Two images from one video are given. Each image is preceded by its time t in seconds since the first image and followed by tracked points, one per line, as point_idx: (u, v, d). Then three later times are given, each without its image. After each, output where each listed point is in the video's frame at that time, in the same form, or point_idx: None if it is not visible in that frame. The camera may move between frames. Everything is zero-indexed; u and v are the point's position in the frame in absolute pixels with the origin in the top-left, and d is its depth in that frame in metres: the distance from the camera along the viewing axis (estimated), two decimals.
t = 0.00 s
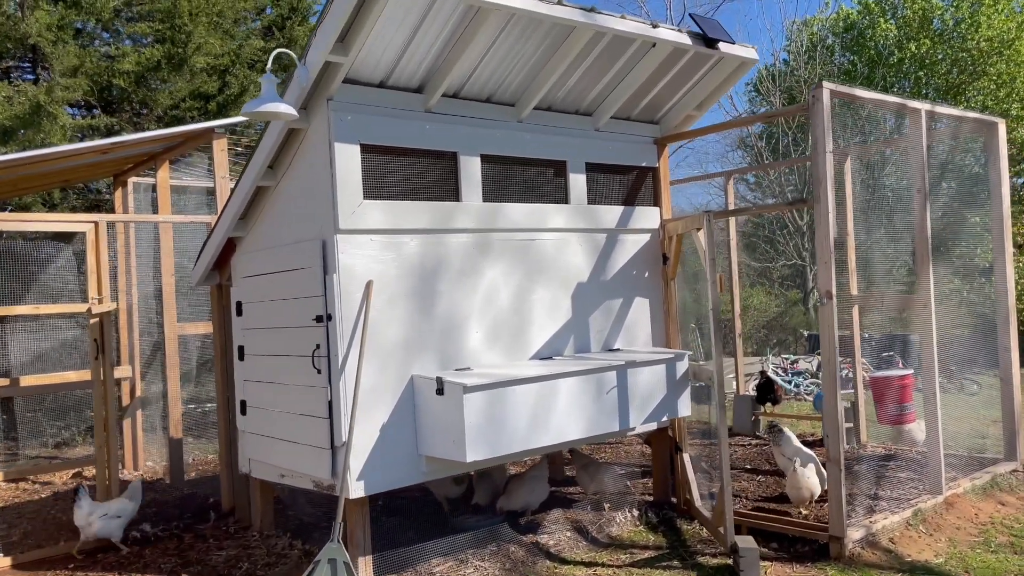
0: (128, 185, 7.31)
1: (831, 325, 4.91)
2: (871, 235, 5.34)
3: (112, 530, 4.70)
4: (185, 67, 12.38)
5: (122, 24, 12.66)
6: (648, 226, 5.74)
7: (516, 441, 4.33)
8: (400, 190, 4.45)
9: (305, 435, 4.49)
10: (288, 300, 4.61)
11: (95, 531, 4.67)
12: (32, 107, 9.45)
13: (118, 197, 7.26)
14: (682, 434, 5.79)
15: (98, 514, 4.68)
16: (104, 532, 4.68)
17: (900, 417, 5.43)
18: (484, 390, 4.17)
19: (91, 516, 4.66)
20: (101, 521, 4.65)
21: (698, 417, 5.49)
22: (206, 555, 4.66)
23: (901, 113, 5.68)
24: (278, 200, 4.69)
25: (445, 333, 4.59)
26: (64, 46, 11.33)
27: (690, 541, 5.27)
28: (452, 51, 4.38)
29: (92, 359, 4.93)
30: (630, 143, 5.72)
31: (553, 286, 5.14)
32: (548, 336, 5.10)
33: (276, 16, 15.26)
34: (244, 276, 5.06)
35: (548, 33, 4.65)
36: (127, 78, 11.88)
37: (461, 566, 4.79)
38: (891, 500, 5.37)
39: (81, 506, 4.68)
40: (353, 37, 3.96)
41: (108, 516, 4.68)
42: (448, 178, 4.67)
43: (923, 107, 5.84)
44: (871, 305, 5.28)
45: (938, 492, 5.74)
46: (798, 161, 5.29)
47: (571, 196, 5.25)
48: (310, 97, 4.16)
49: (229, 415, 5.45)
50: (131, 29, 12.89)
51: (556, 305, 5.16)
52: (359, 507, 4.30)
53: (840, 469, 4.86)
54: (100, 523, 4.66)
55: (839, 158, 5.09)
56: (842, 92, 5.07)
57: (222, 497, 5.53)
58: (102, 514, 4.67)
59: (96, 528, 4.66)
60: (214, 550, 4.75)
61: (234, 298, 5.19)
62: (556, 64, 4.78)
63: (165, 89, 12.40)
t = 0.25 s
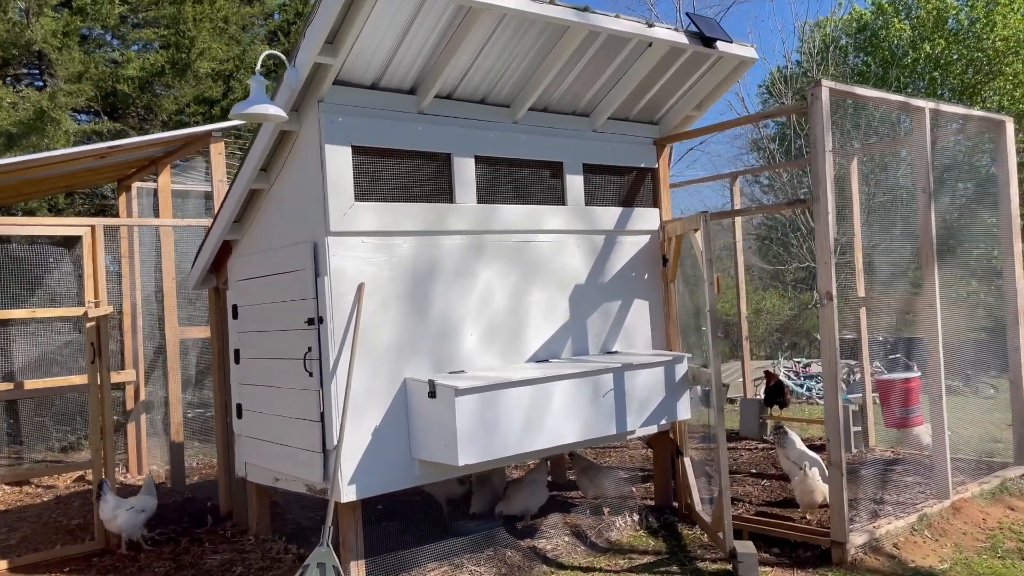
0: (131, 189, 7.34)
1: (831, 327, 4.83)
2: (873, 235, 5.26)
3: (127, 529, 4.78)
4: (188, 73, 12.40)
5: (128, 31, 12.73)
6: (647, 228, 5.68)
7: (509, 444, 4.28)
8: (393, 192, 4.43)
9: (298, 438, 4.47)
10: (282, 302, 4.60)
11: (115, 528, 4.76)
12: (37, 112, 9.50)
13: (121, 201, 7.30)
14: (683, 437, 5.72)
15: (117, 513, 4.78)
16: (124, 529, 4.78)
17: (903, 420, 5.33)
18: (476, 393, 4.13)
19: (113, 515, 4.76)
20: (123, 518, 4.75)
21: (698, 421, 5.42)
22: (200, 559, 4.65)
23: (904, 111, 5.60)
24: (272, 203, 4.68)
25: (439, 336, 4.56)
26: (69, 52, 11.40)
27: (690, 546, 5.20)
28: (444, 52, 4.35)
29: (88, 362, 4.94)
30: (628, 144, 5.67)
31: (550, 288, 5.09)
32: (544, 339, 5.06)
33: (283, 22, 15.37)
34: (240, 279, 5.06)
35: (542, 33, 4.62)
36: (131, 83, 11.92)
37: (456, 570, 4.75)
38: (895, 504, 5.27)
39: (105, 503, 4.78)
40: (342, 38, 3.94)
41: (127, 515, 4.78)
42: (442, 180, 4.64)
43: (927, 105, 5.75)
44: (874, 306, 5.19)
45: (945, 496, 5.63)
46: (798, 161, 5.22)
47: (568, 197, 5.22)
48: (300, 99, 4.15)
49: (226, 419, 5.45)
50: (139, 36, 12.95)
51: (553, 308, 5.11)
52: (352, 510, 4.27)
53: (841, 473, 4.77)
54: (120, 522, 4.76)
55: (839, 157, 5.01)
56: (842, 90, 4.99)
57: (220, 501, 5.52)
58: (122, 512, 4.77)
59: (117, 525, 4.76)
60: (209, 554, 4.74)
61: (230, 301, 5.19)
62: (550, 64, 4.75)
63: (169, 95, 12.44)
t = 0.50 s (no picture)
0: (143, 194, 7.42)
1: (837, 333, 4.77)
2: (881, 239, 5.19)
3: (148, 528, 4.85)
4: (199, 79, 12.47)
5: (141, 38, 12.84)
6: (652, 232, 5.65)
7: (509, 449, 4.27)
8: (394, 197, 4.44)
9: (300, 442, 4.48)
10: (284, 307, 4.62)
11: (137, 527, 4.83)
12: (49, 119, 9.61)
13: (133, 206, 7.38)
14: (689, 443, 5.68)
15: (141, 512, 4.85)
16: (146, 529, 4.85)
17: (912, 427, 5.30)
18: (475, 398, 4.12)
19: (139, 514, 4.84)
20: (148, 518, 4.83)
21: (702, 427, 5.37)
22: (203, 562, 4.67)
23: (912, 114, 5.53)
24: (275, 208, 4.71)
25: (440, 341, 4.56)
26: (82, 59, 11.50)
27: (695, 553, 5.15)
28: (444, 56, 4.36)
29: (94, 365, 4.99)
30: (633, 149, 5.65)
31: (553, 293, 5.08)
32: (547, 343, 5.04)
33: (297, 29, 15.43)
34: (244, 283, 5.09)
35: (543, 38, 4.61)
36: (143, 89, 12.04)
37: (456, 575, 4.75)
38: (903, 512, 5.20)
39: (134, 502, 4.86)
40: (342, 44, 3.96)
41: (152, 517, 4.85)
42: (444, 185, 4.65)
43: (937, 108, 5.68)
44: (882, 312, 5.12)
45: (956, 504, 5.54)
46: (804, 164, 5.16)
47: (571, 202, 5.20)
48: (301, 104, 4.18)
49: (232, 422, 5.48)
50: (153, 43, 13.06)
51: (556, 312, 5.09)
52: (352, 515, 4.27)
53: (848, 480, 4.71)
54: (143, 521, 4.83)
55: (845, 160, 4.96)
56: (848, 93, 4.94)
57: (225, 505, 5.55)
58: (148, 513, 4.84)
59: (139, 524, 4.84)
60: (211, 557, 4.76)
61: (235, 306, 5.22)
62: (552, 69, 4.74)
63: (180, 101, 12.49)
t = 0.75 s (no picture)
0: (156, 196, 7.48)
1: (846, 339, 4.69)
2: (893, 244, 5.11)
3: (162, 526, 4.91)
4: (213, 81, 12.53)
5: (155, 40, 12.92)
6: (660, 236, 5.60)
7: (511, 454, 4.23)
8: (398, 200, 4.42)
9: (302, 444, 4.48)
10: (288, 309, 4.62)
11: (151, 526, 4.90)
12: (62, 121, 9.75)
13: (147, 207, 7.45)
14: (697, 449, 5.62)
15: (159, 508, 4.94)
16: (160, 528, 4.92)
17: (924, 435, 5.21)
18: (477, 402, 4.09)
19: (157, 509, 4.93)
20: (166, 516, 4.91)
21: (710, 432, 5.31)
22: (206, 564, 4.67)
23: (926, 117, 5.44)
24: (280, 210, 4.71)
25: (444, 344, 4.54)
26: (96, 62, 11.64)
27: (701, 561, 5.08)
28: (449, 58, 4.34)
29: (102, 366, 5.04)
30: (641, 152, 5.60)
31: (558, 296, 5.04)
32: (552, 348, 5.00)
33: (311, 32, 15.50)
34: (250, 285, 5.11)
35: (549, 40, 4.58)
36: (157, 92, 12.14)
37: None
38: (915, 521, 5.10)
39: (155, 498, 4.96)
40: (344, 46, 3.95)
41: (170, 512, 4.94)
42: (448, 187, 4.63)
43: (951, 111, 5.59)
44: (894, 318, 5.03)
45: (969, 514, 5.44)
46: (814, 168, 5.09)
47: (578, 205, 5.16)
48: (305, 107, 4.18)
49: (238, 424, 5.49)
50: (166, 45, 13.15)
51: (561, 316, 5.06)
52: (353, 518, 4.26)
53: (856, 488, 4.62)
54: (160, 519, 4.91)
55: (856, 164, 4.88)
56: (859, 95, 4.86)
57: (231, 506, 5.56)
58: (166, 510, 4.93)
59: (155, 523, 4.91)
60: (215, 559, 4.76)
61: (241, 307, 5.24)
62: (558, 71, 4.71)
63: (194, 103, 12.63)
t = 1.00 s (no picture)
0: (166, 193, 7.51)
1: (857, 342, 4.60)
2: (906, 245, 5.01)
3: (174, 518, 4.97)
4: (225, 78, 12.52)
5: (168, 37, 12.95)
6: (669, 236, 5.53)
7: (513, 455, 4.19)
8: (402, 197, 4.39)
9: (304, 442, 4.46)
10: (291, 306, 4.60)
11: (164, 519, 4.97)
12: (74, 117, 9.79)
13: (158, 204, 7.48)
14: (704, 453, 5.54)
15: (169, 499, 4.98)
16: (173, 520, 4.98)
17: (936, 439, 5.12)
18: (478, 402, 4.05)
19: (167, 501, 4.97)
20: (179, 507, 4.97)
21: (716, 436, 5.23)
22: (207, 561, 4.66)
23: (942, 116, 5.33)
24: (284, 206, 4.70)
25: (447, 343, 4.50)
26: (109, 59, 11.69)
27: (706, 566, 5.01)
28: (454, 55, 4.30)
29: (107, 362, 5.07)
30: (650, 151, 5.54)
31: (564, 296, 4.99)
32: (558, 348, 4.95)
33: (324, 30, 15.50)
34: (255, 282, 5.10)
35: (556, 37, 4.53)
36: (169, 89, 12.19)
37: None
38: (925, 528, 5.01)
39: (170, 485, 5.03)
40: (348, 42, 3.92)
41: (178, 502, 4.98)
42: (453, 185, 4.59)
43: (967, 111, 5.48)
44: (906, 321, 4.93)
45: (982, 522, 5.33)
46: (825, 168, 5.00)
47: (585, 204, 5.10)
48: (309, 103, 4.15)
49: (242, 421, 5.48)
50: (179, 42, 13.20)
51: (567, 316, 5.00)
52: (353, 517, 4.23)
53: (865, 494, 4.53)
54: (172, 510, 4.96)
55: (868, 164, 4.79)
56: (872, 94, 4.77)
57: (235, 503, 5.56)
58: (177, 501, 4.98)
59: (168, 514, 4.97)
60: (216, 556, 4.76)
61: (246, 304, 5.23)
62: (565, 68, 4.66)
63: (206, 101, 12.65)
